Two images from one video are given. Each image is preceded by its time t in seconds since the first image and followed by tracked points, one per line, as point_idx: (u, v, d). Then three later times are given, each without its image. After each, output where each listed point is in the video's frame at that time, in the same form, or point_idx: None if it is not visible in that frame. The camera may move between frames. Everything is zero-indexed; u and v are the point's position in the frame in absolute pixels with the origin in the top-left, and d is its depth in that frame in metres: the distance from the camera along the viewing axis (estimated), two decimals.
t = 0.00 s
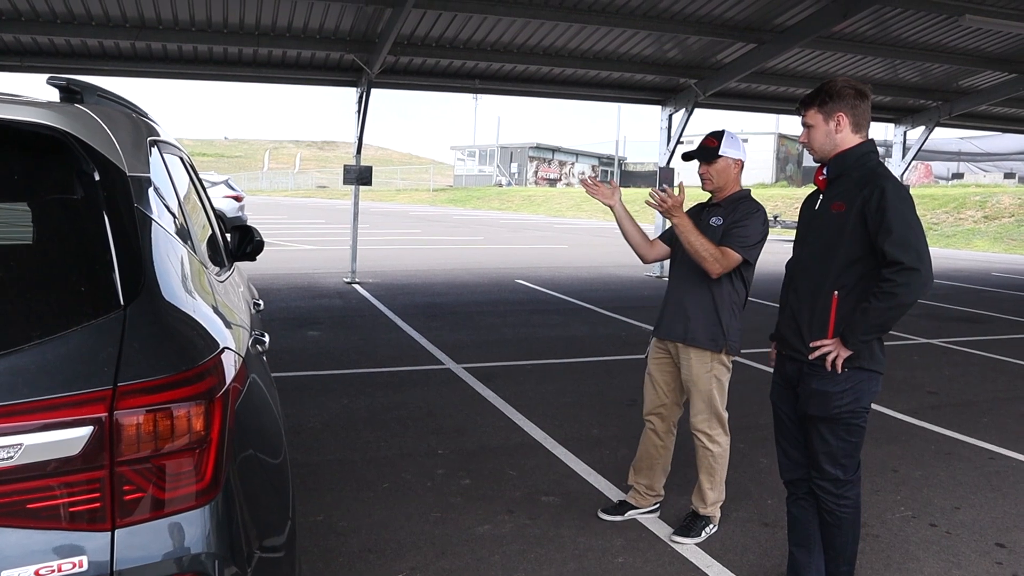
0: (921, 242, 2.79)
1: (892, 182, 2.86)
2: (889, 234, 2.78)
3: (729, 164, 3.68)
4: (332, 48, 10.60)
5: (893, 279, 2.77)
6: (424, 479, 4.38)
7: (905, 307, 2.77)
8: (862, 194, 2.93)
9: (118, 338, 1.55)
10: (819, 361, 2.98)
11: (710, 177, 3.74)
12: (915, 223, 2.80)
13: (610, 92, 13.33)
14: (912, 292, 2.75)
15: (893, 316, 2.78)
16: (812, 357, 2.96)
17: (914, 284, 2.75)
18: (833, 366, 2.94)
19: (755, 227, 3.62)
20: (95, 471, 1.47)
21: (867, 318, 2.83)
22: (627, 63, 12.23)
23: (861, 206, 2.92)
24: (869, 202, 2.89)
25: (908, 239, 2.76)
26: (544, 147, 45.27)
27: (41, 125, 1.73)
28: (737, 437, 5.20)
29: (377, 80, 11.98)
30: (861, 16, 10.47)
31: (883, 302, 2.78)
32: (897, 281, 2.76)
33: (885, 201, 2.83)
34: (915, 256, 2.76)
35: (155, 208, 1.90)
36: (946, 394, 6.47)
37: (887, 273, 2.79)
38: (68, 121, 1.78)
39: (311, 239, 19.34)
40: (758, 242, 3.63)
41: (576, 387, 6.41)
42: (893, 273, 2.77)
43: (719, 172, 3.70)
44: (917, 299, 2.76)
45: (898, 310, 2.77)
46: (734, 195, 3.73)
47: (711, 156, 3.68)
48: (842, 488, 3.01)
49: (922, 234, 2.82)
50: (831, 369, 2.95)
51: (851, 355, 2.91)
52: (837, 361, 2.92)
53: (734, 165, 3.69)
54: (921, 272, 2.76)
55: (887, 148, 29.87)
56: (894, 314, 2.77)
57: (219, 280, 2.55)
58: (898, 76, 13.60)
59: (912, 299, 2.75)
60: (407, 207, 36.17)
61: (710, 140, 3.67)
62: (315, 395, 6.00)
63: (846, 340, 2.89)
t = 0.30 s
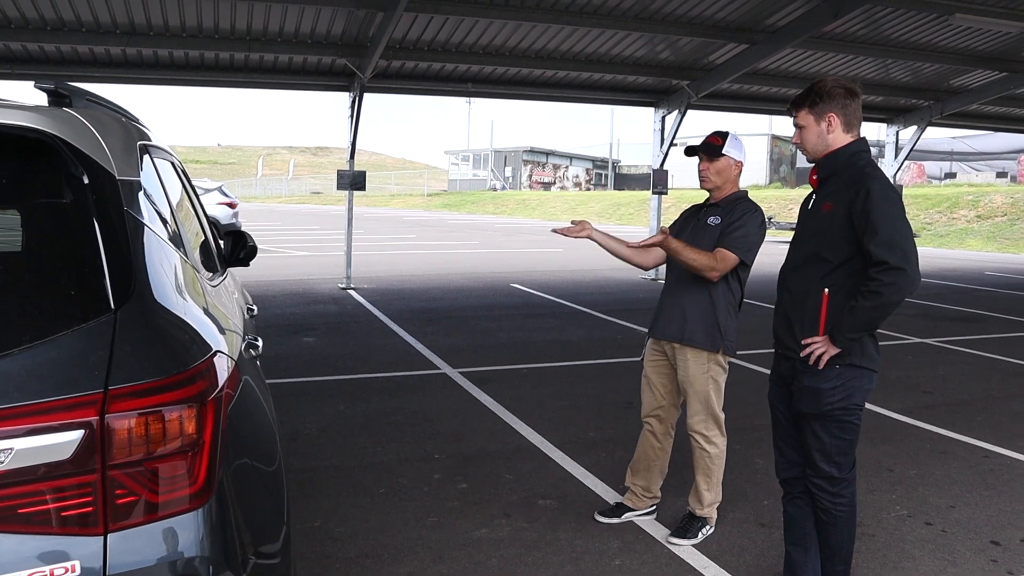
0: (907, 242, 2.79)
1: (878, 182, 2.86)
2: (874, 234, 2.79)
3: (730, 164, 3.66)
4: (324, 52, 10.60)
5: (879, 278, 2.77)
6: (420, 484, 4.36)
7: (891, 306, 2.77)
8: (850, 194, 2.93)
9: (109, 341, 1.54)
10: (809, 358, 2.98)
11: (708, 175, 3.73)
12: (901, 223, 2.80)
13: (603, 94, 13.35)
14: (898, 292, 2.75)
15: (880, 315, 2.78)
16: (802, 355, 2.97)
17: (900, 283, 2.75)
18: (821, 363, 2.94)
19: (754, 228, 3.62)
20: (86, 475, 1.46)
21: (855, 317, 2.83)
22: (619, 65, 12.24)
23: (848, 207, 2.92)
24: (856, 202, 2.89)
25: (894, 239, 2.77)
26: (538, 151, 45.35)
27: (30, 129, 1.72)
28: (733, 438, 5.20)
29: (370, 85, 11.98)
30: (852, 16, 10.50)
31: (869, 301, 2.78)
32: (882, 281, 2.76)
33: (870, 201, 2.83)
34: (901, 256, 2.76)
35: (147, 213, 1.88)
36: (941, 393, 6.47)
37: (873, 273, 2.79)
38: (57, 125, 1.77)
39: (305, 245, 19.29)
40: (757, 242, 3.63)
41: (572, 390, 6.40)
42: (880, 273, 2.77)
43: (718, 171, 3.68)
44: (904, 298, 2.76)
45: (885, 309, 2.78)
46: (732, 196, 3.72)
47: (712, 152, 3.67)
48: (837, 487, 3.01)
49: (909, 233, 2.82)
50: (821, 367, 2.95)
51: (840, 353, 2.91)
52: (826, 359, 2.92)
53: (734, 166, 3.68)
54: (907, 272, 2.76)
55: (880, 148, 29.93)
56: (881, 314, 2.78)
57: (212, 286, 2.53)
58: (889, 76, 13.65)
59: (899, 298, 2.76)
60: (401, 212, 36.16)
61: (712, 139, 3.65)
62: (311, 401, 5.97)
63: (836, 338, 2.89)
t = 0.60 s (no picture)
0: (903, 244, 2.79)
1: (874, 185, 2.87)
2: (869, 236, 2.80)
3: (723, 164, 3.67)
4: (319, 55, 10.60)
5: (874, 280, 2.78)
6: (417, 486, 4.36)
7: (886, 308, 2.78)
8: (847, 197, 2.94)
9: (102, 346, 1.54)
10: (805, 357, 2.99)
11: (702, 176, 3.73)
12: (897, 226, 2.81)
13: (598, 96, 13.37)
14: (893, 294, 2.76)
15: (874, 317, 2.79)
16: (799, 354, 2.98)
17: (895, 285, 2.76)
18: (817, 362, 2.95)
19: (748, 228, 3.62)
20: (80, 480, 1.46)
21: (850, 318, 2.84)
22: (614, 67, 12.26)
23: (845, 209, 2.93)
24: (853, 204, 2.90)
25: (889, 242, 2.77)
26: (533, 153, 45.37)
27: (21, 133, 1.71)
28: (729, 439, 5.20)
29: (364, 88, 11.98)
30: (846, 17, 10.52)
31: (865, 303, 2.79)
32: (877, 283, 2.77)
33: (866, 204, 2.84)
34: (896, 258, 2.77)
35: (140, 217, 1.88)
36: (936, 392, 6.49)
37: (869, 275, 2.80)
38: (49, 129, 1.77)
39: (301, 249, 19.28)
40: (750, 244, 3.62)
41: (568, 391, 6.40)
42: (875, 275, 2.78)
43: (711, 171, 3.69)
44: (899, 301, 2.77)
45: (880, 311, 2.79)
46: (726, 197, 3.73)
47: (705, 153, 3.67)
48: (834, 486, 3.01)
49: (905, 236, 2.83)
50: (816, 366, 2.96)
51: (836, 352, 2.92)
52: (821, 358, 2.93)
53: (727, 166, 3.69)
54: (902, 274, 2.77)
55: (875, 149, 29.99)
56: (876, 315, 2.79)
57: (207, 289, 2.52)
58: (883, 76, 13.68)
59: (893, 300, 2.77)
60: (397, 215, 36.16)
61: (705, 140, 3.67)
62: (307, 404, 5.96)
63: (831, 338, 2.90)
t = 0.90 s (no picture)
0: (907, 248, 2.79)
1: (879, 188, 2.86)
2: (874, 239, 2.79)
3: (720, 165, 3.67)
4: (318, 56, 10.59)
5: (878, 283, 2.78)
6: (415, 487, 4.35)
7: (890, 311, 2.78)
8: (850, 201, 2.93)
9: (97, 347, 1.54)
10: (806, 357, 2.99)
11: (699, 176, 3.73)
12: (901, 229, 2.81)
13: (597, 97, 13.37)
14: (897, 297, 2.76)
15: (878, 319, 2.79)
16: (800, 354, 2.98)
17: (900, 289, 2.76)
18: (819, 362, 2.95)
19: (745, 230, 3.62)
20: (76, 481, 1.46)
21: (853, 319, 2.84)
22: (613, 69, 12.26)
23: (848, 212, 2.93)
24: (857, 207, 2.89)
25: (894, 246, 2.77)
26: (532, 154, 45.39)
27: (18, 134, 1.71)
28: (727, 440, 5.20)
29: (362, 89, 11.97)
30: (845, 19, 10.53)
31: (868, 306, 2.79)
32: (882, 286, 2.77)
33: (870, 208, 2.83)
34: (901, 262, 2.77)
35: (137, 219, 1.87)
36: (935, 394, 6.49)
37: (873, 278, 2.79)
38: (45, 130, 1.76)
39: (299, 250, 19.27)
40: (747, 246, 3.63)
41: (566, 392, 6.40)
42: (880, 277, 2.77)
43: (709, 172, 3.69)
44: (904, 304, 2.77)
45: (884, 314, 2.78)
46: (722, 198, 3.73)
47: (702, 154, 3.67)
48: (832, 486, 3.01)
49: (909, 240, 2.82)
50: (817, 366, 2.96)
51: (838, 353, 2.91)
52: (823, 358, 2.93)
53: (724, 167, 3.69)
54: (906, 278, 2.76)
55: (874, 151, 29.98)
56: (880, 318, 2.78)
57: (204, 291, 2.52)
58: (881, 77, 13.69)
59: (898, 304, 2.76)
60: (396, 215, 36.17)
61: (702, 140, 3.66)
62: (305, 405, 5.95)
63: (832, 338, 2.90)
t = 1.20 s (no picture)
0: (906, 250, 2.80)
1: (878, 191, 2.87)
2: (873, 241, 2.80)
3: (718, 168, 3.68)
4: (318, 56, 10.59)
5: (878, 284, 2.79)
6: (414, 488, 4.35)
7: (889, 313, 2.79)
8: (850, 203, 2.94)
9: (96, 346, 1.53)
10: (807, 357, 2.99)
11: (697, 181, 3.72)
12: (901, 231, 2.82)
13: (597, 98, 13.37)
14: (896, 299, 2.77)
15: (877, 320, 2.80)
16: (801, 355, 2.98)
17: (899, 290, 2.77)
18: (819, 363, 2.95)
19: (745, 233, 3.63)
20: (75, 480, 1.46)
21: (853, 320, 2.84)
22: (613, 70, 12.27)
23: (848, 214, 2.93)
24: (857, 208, 2.90)
25: (893, 247, 2.78)
26: (532, 155, 45.39)
27: (18, 132, 1.71)
28: (726, 441, 5.20)
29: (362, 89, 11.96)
30: (845, 21, 10.54)
31: (868, 307, 2.80)
32: (880, 287, 2.78)
33: (869, 210, 2.84)
34: (900, 263, 2.78)
35: (137, 218, 1.87)
36: (934, 396, 6.49)
37: (872, 279, 2.80)
38: (44, 128, 1.76)
39: (298, 250, 19.25)
40: (748, 248, 3.64)
41: (565, 393, 6.40)
42: (878, 278, 2.78)
43: (707, 176, 3.68)
44: (902, 305, 2.78)
45: (883, 315, 2.79)
46: (719, 201, 3.74)
47: (701, 159, 3.66)
48: (830, 487, 3.01)
49: (909, 242, 2.83)
50: (818, 367, 2.96)
51: (838, 354, 2.92)
52: (823, 359, 2.93)
53: (721, 170, 3.70)
54: (905, 279, 2.77)
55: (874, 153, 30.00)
56: (878, 320, 2.80)
57: (204, 290, 2.51)
58: (882, 80, 13.70)
59: (896, 305, 2.78)
60: (395, 216, 36.17)
61: (699, 144, 3.65)
62: (304, 405, 5.95)
63: (833, 339, 2.90)
